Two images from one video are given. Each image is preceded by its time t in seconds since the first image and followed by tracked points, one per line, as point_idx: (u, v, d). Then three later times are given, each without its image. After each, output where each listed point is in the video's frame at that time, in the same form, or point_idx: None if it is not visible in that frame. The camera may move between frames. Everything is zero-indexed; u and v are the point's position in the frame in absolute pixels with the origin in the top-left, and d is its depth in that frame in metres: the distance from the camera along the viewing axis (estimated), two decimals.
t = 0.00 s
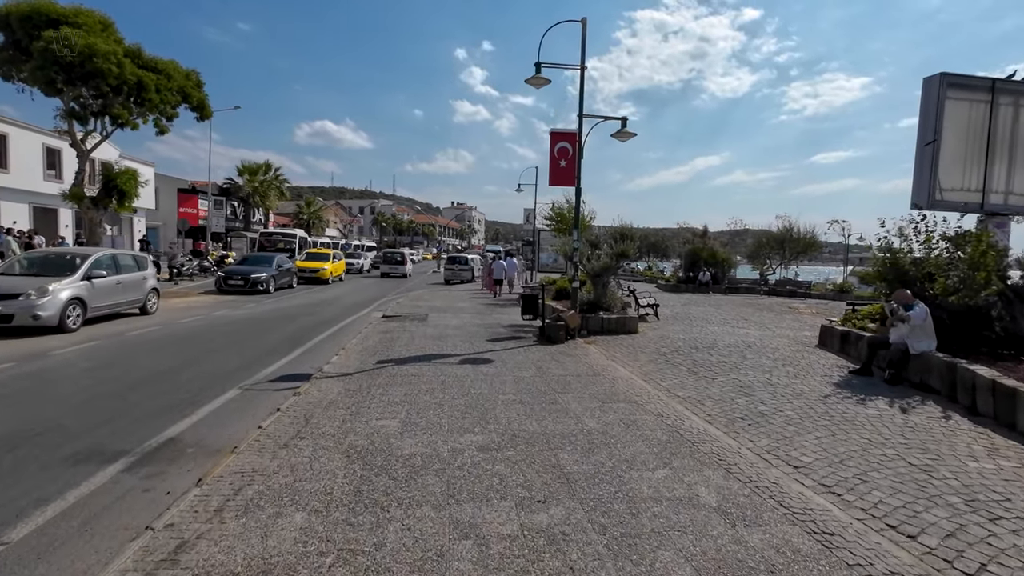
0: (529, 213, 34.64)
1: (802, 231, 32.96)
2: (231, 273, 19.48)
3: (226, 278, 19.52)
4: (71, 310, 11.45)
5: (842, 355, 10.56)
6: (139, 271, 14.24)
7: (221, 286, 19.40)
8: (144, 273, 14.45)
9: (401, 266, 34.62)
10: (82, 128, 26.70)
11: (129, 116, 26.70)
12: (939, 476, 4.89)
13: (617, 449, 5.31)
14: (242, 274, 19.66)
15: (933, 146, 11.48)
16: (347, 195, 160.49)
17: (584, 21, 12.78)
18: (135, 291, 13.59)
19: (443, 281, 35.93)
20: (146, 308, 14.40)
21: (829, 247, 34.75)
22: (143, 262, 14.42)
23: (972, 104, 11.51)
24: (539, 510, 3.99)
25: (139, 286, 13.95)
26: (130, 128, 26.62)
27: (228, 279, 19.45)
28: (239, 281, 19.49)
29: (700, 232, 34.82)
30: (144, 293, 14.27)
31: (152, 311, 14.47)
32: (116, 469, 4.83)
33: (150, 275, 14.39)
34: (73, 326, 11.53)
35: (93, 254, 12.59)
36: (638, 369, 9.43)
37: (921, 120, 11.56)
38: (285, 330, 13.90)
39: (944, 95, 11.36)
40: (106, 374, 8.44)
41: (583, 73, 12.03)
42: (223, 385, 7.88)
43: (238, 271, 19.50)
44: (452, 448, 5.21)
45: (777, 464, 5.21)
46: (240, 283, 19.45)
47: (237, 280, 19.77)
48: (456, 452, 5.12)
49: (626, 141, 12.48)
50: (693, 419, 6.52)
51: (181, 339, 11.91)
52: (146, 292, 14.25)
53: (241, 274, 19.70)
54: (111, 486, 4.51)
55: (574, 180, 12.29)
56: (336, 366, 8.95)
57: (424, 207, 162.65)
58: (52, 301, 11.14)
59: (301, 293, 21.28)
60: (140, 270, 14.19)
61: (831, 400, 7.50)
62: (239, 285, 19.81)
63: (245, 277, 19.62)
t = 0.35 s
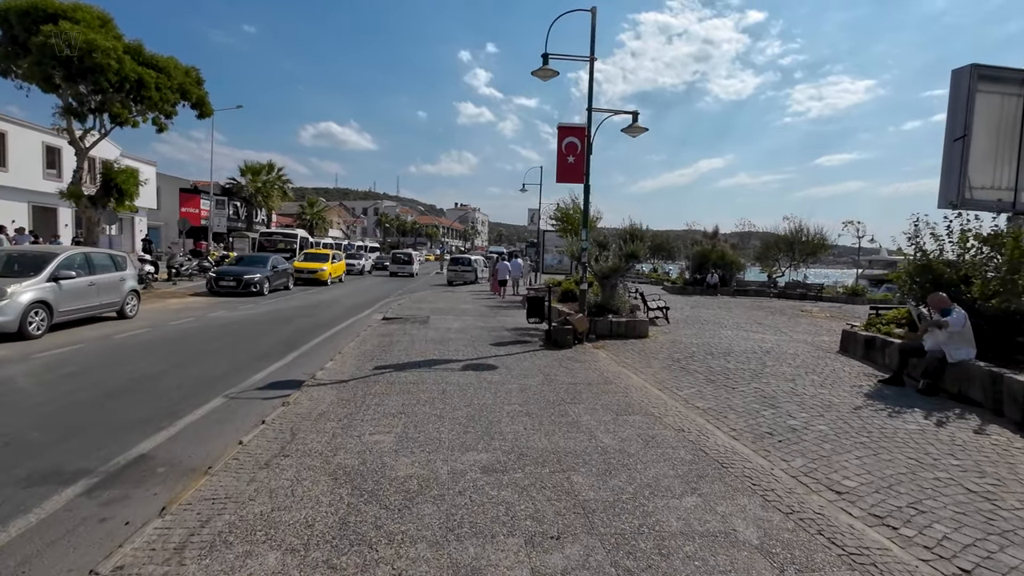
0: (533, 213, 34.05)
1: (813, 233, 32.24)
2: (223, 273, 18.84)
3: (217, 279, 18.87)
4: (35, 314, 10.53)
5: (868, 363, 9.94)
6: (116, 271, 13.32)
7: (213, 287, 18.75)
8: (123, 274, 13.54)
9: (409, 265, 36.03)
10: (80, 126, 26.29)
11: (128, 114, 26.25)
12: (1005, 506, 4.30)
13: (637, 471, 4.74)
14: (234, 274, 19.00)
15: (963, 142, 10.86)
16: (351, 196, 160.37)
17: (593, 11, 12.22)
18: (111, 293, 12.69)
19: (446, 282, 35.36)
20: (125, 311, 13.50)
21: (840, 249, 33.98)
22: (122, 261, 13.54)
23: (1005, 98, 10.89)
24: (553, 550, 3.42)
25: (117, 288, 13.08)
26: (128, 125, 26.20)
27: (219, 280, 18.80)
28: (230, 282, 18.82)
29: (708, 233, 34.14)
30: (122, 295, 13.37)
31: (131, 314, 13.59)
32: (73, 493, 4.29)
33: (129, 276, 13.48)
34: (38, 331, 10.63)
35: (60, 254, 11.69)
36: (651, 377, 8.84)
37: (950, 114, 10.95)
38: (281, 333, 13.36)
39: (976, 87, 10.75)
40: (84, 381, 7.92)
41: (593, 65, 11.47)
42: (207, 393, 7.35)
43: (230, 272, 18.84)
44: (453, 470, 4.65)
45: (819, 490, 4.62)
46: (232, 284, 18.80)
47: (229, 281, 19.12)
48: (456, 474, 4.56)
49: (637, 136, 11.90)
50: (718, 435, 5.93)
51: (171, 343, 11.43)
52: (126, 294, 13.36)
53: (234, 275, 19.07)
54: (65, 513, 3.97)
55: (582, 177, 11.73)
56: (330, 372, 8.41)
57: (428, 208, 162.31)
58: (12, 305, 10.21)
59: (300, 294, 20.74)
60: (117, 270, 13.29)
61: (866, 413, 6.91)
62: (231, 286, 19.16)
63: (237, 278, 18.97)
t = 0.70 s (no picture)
0: (543, 214, 33.45)
1: (830, 234, 31.31)
2: (219, 275, 18.05)
3: (213, 281, 18.08)
4: None
5: (906, 375, 9.26)
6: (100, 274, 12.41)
7: (208, 290, 17.97)
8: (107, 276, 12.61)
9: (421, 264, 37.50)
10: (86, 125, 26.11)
11: (133, 113, 25.95)
12: None
13: (670, 507, 4.14)
14: (231, 276, 18.21)
15: (1006, 138, 10.15)
16: (359, 196, 160.66)
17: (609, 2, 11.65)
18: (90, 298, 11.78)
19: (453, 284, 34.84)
20: (107, 316, 12.64)
21: (858, 252, 33.05)
22: (105, 263, 12.61)
23: None
24: None
25: (99, 292, 12.17)
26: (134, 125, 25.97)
27: (215, 282, 18.02)
28: (226, 284, 18.03)
29: (721, 234, 33.32)
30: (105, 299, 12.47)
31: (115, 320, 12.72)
32: (29, 529, 3.79)
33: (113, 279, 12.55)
34: (8, 339, 9.77)
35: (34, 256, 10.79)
36: (673, 390, 8.22)
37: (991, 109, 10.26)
38: (282, 337, 12.88)
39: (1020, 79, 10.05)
40: (69, 391, 7.47)
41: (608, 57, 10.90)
42: (196, 406, 6.85)
43: (226, 274, 18.05)
44: (460, 505, 4.08)
45: (881, 531, 4.01)
46: (228, 287, 18.01)
47: (225, 284, 18.37)
48: (464, 511, 3.99)
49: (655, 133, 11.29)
50: (754, 461, 5.33)
51: (169, 348, 11.00)
52: (108, 299, 12.44)
53: (230, 277, 18.30)
54: (13, 555, 3.46)
55: (597, 176, 11.15)
56: (331, 383, 7.88)
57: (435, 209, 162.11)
58: None
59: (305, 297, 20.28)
60: (100, 273, 12.36)
61: (916, 434, 6.25)
62: (228, 289, 18.41)
63: (234, 280, 18.22)
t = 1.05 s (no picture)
0: (556, 217, 32.86)
1: (853, 237, 30.25)
2: (218, 279, 17.36)
3: (212, 284, 17.41)
4: None
5: (955, 389, 8.54)
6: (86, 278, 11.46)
7: (207, 294, 17.28)
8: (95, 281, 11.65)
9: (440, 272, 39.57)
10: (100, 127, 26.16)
11: (143, 114, 25.88)
12: None
13: (715, 552, 3.55)
14: (230, 280, 17.49)
15: None
16: (371, 199, 161.39)
17: None
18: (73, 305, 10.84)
19: (465, 288, 34.37)
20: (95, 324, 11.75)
21: (882, 255, 31.93)
22: (93, 266, 11.69)
23: None
24: None
25: (86, 296, 11.27)
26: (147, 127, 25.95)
27: (214, 285, 17.33)
28: (225, 287, 17.31)
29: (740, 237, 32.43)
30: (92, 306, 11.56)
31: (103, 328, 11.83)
32: None
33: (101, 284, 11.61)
34: None
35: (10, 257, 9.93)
36: (701, 404, 7.60)
37: None
38: (289, 342, 12.47)
39: None
40: (60, 400, 7.07)
41: (629, 49, 10.34)
42: (190, 420, 6.39)
43: (226, 277, 17.35)
44: (472, 546, 3.54)
45: None
46: (227, 291, 17.30)
47: (224, 288, 17.68)
48: (476, 554, 3.46)
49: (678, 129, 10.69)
50: (804, 491, 4.71)
51: (171, 354, 10.63)
52: (96, 304, 11.52)
53: (229, 280, 17.61)
54: None
55: (616, 175, 10.57)
56: (334, 395, 7.38)
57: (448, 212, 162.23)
58: None
59: (314, 301, 19.90)
60: (86, 276, 11.43)
61: (982, 458, 5.57)
62: (227, 292, 17.73)
63: (234, 284, 17.55)
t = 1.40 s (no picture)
0: (568, 218, 32.25)
1: (876, 238, 29.20)
2: (213, 281, 16.62)
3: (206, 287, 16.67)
4: None
5: (1008, 403, 7.80)
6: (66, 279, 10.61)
7: (201, 296, 16.54)
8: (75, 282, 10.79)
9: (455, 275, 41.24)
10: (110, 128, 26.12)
11: (152, 115, 25.88)
12: None
13: None
14: (224, 282, 16.72)
15: None
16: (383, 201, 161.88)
17: None
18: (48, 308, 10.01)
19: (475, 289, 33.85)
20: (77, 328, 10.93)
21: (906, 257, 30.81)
22: (74, 266, 10.83)
23: None
24: None
25: (65, 300, 10.43)
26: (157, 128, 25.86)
27: (208, 288, 16.59)
28: (219, 290, 16.56)
29: (757, 238, 31.51)
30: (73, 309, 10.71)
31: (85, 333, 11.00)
32: None
33: (80, 286, 10.73)
34: None
35: None
36: (728, 418, 6.97)
37: None
38: (292, 346, 12.06)
39: None
40: (43, 408, 6.66)
41: (647, 38, 9.75)
42: (176, 431, 5.94)
43: (220, 279, 16.59)
44: None
45: None
46: (222, 293, 16.55)
47: (219, 290, 16.95)
48: None
49: (700, 123, 10.06)
50: (858, 525, 4.10)
51: (170, 357, 10.24)
52: (76, 308, 10.69)
53: (224, 282, 16.85)
54: None
55: (633, 172, 9.99)
56: (333, 405, 6.89)
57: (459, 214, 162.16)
58: None
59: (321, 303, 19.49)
60: (66, 278, 10.58)
61: None
62: (222, 295, 16.99)
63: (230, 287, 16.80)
